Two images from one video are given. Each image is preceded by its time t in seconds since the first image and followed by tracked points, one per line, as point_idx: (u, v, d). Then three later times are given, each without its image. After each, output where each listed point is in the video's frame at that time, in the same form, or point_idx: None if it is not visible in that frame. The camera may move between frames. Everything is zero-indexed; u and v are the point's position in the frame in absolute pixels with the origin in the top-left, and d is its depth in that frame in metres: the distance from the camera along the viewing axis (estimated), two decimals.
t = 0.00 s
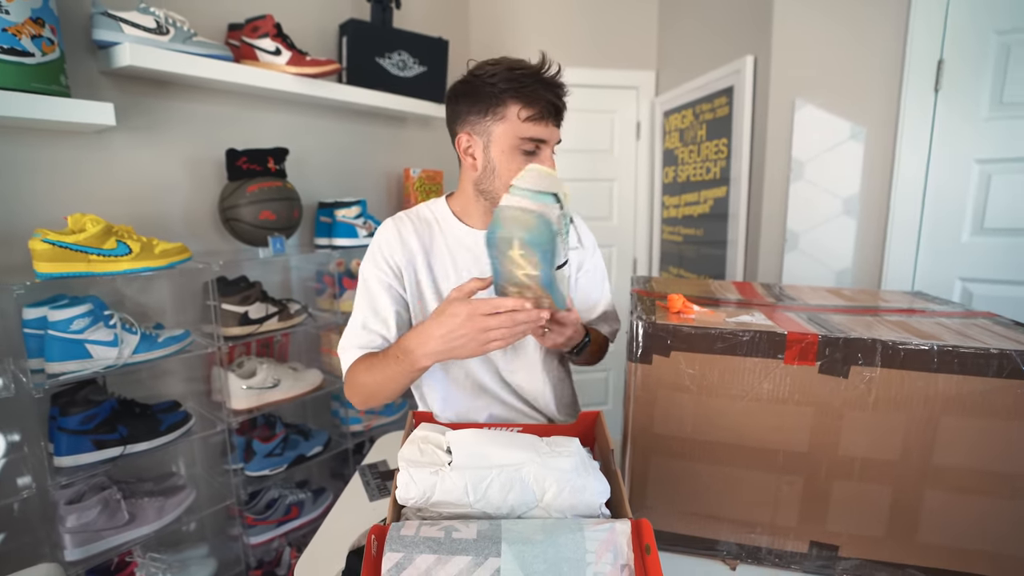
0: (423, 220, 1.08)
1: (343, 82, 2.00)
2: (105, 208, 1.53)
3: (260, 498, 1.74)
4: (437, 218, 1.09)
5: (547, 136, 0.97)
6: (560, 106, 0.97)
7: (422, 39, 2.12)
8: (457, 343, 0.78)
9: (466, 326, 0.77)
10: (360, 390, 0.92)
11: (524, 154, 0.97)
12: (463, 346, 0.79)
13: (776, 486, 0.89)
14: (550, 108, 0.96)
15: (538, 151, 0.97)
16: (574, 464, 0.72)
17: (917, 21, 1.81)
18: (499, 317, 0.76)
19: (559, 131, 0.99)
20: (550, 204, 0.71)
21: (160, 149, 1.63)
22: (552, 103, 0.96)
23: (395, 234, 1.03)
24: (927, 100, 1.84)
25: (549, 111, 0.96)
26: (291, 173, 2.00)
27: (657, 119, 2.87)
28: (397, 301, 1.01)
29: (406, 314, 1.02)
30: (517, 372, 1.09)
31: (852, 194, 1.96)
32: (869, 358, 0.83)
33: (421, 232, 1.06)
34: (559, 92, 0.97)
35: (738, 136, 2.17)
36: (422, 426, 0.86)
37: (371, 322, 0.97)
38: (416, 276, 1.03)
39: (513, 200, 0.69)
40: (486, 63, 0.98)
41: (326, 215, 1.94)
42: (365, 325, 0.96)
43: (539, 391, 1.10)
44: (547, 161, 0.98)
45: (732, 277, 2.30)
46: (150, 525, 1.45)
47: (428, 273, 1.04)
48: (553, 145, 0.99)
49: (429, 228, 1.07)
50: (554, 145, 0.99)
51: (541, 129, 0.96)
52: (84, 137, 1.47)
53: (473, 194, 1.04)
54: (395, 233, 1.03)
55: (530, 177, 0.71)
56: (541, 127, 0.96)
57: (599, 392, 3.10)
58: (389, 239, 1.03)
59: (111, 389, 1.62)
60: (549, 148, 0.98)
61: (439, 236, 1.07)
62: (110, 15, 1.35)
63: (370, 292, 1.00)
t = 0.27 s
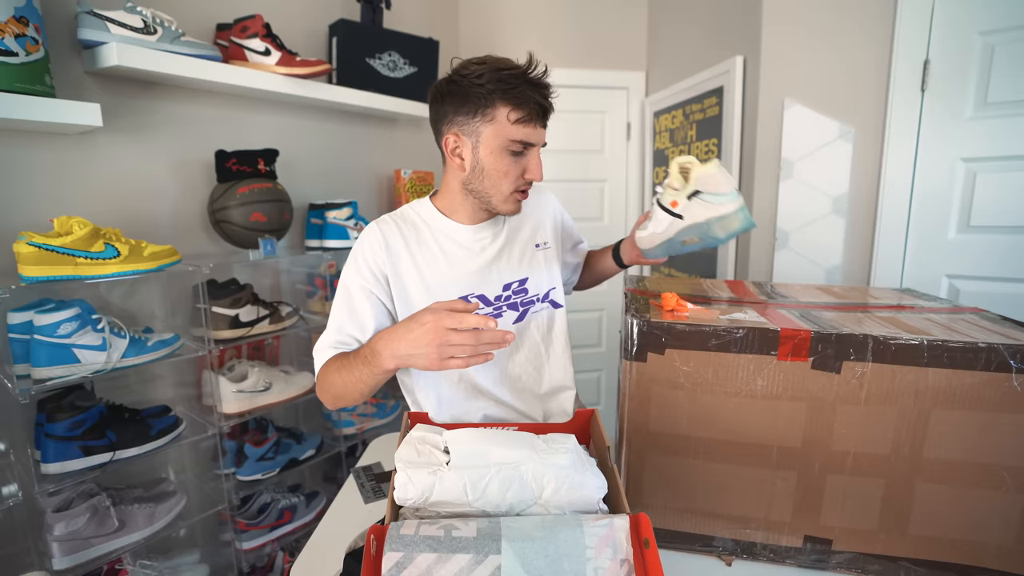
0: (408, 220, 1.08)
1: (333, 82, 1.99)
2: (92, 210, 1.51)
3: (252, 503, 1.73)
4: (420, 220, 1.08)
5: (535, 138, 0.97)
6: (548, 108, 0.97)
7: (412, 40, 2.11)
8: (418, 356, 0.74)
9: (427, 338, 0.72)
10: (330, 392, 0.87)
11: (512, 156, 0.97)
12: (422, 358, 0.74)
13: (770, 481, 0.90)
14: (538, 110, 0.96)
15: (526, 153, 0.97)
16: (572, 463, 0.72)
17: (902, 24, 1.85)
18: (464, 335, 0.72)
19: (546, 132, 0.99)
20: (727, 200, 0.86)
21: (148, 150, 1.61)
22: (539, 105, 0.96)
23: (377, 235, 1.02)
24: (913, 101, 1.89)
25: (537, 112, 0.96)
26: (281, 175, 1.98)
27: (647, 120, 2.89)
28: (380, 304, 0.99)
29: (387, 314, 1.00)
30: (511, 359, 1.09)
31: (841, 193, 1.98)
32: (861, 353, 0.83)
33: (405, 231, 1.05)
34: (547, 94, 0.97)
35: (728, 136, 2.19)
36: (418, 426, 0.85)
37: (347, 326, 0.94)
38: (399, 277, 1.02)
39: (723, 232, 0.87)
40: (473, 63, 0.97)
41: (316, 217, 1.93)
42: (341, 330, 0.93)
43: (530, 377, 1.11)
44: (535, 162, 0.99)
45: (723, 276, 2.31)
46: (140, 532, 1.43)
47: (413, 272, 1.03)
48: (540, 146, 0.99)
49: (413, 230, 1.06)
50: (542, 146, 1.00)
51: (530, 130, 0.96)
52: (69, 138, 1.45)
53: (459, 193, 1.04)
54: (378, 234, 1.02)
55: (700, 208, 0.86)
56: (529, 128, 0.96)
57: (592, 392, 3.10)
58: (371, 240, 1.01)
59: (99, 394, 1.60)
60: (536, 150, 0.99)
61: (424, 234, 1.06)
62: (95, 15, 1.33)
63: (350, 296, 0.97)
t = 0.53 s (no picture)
0: (403, 222, 1.07)
1: (332, 83, 1.99)
2: (90, 211, 1.51)
3: (252, 504, 1.73)
4: (417, 221, 1.08)
5: (502, 145, 0.93)
6: (518, 115, 0.92)
7: (411, 41, 2.11)
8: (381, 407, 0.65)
9: (384, 393, 0.63)
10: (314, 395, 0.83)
11: (477, 163, 0.95)
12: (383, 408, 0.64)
13: (771, 479, 0.90)
14: (506, 117, 0.91)
15: (493, 160, 0.95)
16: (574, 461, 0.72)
17: (898, 24, 1.86)
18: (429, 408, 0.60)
19: (517, 140, 0.94)
20: (796, 296, 0.90)
21: (146, 151, 1.61)
22: (507, 112, 0.91)
23: (372, 236, 1.02)
24: (910, 100, 1.89)
25: (504, 120, 0.91)
26: (280, 176, 1.98)
27: (645, 120, 2.89)
28: (374, 305, 0.99)
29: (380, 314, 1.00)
30: (512, 354, 1.10)
31: (839, 193, 1.99)
32: (860, 351, 0.84)
33: (400, 232, 1.05)
34: (518, 100, 0.92)
35: (726, 137, 2.19)
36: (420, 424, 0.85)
37: (341, 326, 0.93)
38: (393, 278, 1.02)
39: (778, 318, 0.90)
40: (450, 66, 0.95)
41: (315, 218, 1.92)
42: (334, 330, 0.92)
43: (528, 372, 1.12)
44: (502, 170, 0.96)
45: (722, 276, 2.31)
46: (140, 533, 1.43)
47: (408, 272, 1.03)
48: (510, 153, 0.95)
49: (409, 231, 1.06)
50: (513, 153, 0.96)
51: (495, 138, 0.93)
52: (67, 139, 1.45)
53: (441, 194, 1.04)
54: (372, 236, 1.02)
55: (772, 289, 0.92)
56: (494, 136, 0.92)
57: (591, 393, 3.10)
58: (366, 242, 1.01)
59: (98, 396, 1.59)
60: (505, 157, 0.95)
61: (419, 234, 1.06)
62: (93, 15, 1.33)
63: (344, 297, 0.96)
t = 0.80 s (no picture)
0: (406, 223, 1.06)
1: (328, 84, 1.98)
2: (82, 213, 1.50)
3: (246, 508, 1.72)
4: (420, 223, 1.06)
5: (474, 167, 0.88)
6: (490, 137, 0.86)
7: (407, 42, 2.11)
8: (402, 427, 0.68)
9: (427, 421, 0.68)
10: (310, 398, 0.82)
11: (452, 181, 0.92)
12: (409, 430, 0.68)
13: (767, 482, 0.90)
14: (474, 140, 0.85)
15: (467, 180, 0.91)
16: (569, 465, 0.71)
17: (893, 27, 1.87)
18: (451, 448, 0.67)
19: (490, 162, 0.88)
20: (796, 296, 0.89)
21: (139, 152, 1.60)
22: (474, 134, 0.85)
23: (375, 236, 1.02)
24: (904, 102, 1.90)
25: (473, 143, 0.85)
26: (275, 177, 1.97)
27: (641, 121, 2.89)
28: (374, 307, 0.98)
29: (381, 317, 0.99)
30: (510, 360, 1.10)
31: (834, 194, 2.00)
32: (856, 353, 0.84)
33: (403, 233, 1.04)
34: (491, 121, 0.85)
35: (722, 138, 2.19)
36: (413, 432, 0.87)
37: (343, 328, 0.92)
38: (395, 280, 1.01)
39: (773, 321, 0.89)
40: (436, 75, 0.90)
41: (311, 220, 1.92)
42: (335, 331, 0.91)
43: (527, 378, 1.10)
44: (478, 190, 0.91)
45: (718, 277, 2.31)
46: (133, 538, 1.42)
47: (410, 274, 1.02)
48: (485, 173, 0.90)
49: (411, 233, 1.05)
50: (489, 174, 0.90)
51: (466, 160, 0.88)
52: (59, 140, 1.43)
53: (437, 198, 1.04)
54: (375, 237, 1.02)
55: (769, 291, 0.91)
56: (466, 159, 0.87)
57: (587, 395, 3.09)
58: (369, 242, 1.01)
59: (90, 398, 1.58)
60: (480, 178, 0.90)
61: (421, 236, 1.04)
62: (86, 15, 1.32)
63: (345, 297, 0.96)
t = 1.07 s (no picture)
0: (406, 224, 1.05)
1: (325, 84, 1.97)
2: (77, 214, 1.49)
3: (244, 510, 1.73)
4: (421, 225, 1.05)
5: (475, 179, 0.87)
6: (491, 149, 0.84)
7: (404, 42, 2.10)
8: (411, 419, 0.70)
9: (438, 412, 0.70)
10: (306, 397, 0.83)
11: (453, 191, 0.91)
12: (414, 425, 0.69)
13: (767, 485, 0.89)
14: (475, 152, 0.83)
15: (467, 192, 0.90)
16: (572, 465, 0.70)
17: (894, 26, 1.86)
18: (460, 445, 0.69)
19: (492, 174, 0.87)
20: (797, 298, 0.87)
21: (135, 153, 1.59)
22: (476, 147, 0.83)
23: (373, 236, 1.01)
24: (905, 101, 1.89)
25: (474, 155, 0.84)
26: (272, 177, 1.96)
27: (640, 121, 2.88)
28: (371, 309, 0.97)
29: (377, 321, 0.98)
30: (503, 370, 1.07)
31: (835, 194, 1.99)
32: (857, 356, 0.83)
33: (402, 234, 1.03)
34: (493, 133, 0.83)
35: (721, 138, 2.18)
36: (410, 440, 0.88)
37: (337, 329, 0.92)
38: (391, 282, 1.00)
39: (774, 323, 0.88)
40: (438, 80, 0.87)
41: (308, 220, 1.91)
42: (328, 332, 0.90)
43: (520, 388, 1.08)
44: (478, 202, 0.90)
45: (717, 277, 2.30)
46: (129, 541, 1.41)
47: (406, 278, 1.01)
48: (486, 186, 0.88)
49: (411, 235, 1.04)
50: (490, 186, 0.89)
51: (467, 171, 0.86)
52: (54, 140, 1.42)
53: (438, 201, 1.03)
54: (373, 236, 1.01)
55: (770, 293, 0.90)
56: (467, 170, 0.86)
57: (586, 395, 3.08)
58: (367, 242, 1.00)
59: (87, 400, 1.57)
60: (481, 190, 0.89)
61: (420, 240, 1.03)
62: (79, 14, 1.31)
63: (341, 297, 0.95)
